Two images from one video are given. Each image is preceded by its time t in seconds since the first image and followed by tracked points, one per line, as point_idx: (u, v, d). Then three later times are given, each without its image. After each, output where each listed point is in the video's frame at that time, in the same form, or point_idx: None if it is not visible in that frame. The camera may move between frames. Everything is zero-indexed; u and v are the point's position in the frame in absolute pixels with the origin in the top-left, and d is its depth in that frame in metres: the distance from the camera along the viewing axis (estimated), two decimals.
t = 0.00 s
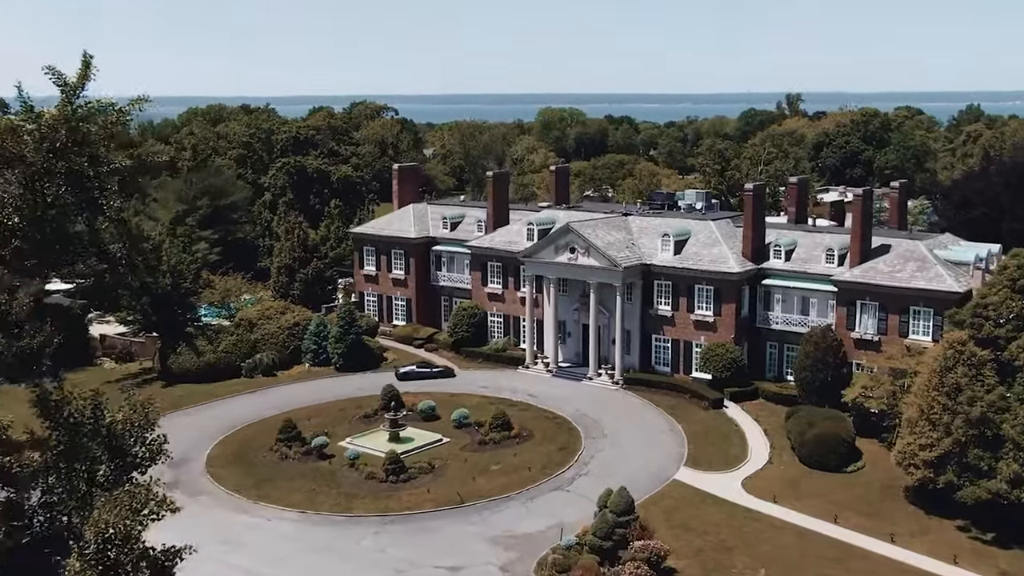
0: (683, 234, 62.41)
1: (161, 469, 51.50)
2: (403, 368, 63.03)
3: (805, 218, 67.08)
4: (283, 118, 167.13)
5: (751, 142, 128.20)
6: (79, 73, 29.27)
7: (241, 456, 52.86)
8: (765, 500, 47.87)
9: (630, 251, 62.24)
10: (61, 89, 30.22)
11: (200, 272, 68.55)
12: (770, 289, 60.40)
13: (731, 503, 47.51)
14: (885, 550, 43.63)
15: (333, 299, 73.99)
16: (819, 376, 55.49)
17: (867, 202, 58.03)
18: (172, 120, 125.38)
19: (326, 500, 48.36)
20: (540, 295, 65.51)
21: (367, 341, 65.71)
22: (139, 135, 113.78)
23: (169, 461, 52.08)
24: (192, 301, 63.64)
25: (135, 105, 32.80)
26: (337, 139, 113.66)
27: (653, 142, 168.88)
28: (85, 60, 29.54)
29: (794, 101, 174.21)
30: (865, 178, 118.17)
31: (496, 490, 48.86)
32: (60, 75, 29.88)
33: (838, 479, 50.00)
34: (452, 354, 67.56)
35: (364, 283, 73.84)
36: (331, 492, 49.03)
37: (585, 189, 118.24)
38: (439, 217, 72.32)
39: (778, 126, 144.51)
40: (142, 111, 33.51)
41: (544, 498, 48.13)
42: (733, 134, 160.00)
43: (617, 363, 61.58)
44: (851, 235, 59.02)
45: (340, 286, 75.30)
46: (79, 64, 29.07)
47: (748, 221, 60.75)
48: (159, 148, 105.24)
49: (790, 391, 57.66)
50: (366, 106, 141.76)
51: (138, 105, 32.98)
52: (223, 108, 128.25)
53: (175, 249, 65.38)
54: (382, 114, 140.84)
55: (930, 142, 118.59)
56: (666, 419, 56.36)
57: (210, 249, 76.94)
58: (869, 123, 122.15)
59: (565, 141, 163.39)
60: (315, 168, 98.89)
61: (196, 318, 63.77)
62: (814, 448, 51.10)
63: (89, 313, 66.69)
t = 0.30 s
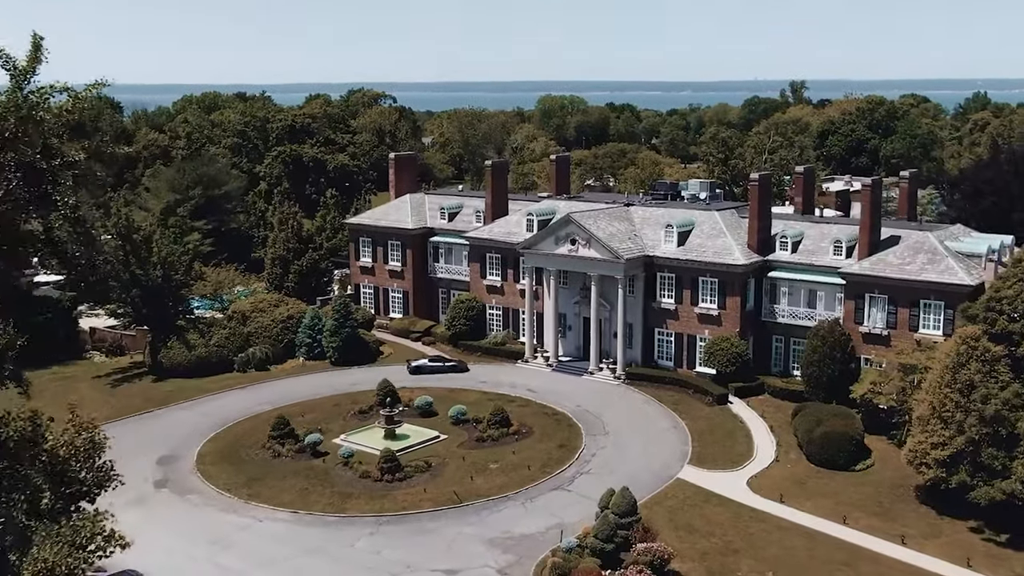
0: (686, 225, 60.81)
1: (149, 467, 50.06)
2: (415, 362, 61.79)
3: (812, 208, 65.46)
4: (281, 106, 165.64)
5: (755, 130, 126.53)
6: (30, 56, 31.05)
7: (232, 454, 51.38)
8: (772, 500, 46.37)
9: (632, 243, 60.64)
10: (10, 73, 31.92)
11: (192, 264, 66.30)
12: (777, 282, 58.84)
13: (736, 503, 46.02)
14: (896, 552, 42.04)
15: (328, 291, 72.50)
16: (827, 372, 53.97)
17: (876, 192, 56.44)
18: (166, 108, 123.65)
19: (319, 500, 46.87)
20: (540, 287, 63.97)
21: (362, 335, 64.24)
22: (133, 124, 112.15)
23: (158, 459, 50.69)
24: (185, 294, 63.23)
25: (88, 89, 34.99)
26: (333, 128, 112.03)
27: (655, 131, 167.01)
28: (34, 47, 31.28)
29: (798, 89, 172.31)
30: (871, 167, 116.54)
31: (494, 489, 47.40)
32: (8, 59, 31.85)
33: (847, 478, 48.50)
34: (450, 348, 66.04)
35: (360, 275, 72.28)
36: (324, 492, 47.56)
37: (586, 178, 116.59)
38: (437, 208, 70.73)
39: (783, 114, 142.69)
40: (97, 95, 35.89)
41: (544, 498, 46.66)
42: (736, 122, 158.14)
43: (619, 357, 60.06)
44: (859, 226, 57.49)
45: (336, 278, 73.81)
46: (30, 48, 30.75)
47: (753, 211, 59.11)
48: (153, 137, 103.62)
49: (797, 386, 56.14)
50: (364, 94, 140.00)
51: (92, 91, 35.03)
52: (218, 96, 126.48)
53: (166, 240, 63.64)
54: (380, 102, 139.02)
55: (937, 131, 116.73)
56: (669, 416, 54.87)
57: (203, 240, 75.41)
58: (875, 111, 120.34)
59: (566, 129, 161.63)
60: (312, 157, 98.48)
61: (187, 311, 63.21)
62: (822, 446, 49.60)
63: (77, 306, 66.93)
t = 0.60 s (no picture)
0: (690, 218, 59.40)
1: (138, 467, 48.80)
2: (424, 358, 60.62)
3: (818, 200, 63.97)
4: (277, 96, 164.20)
5: (758, 120, 124.94)
6: None
7: (223, 453, 50.07)
8: (778, 501, 44.96)
9: (634, 235, 59.22)
10: None
11: (185, 257, 65.03)
12: (782, 276, 57.41)
13: (741, 504, 44.67)
14: (907, 556, 40.63)
15: (324, 284, 71.14)
16: (834, 368, 52.59)
17: (885, 184, 55.01)
18: (160, 98, 122.12)
19: (313, 500, 45.56)
20: (540, 281, 62.56)
21: (358, 329, 62.91)
22: (127, 113, 110.69)
23: (147, 458, 49.41)
24: (179, 287, 61.64)
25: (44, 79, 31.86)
26: (330, 117, 110.58)
27: (657, 120, 165.37)
28: None
29: (801, 78, 170.53)
30: (876, 157, 115.15)
31: (492, 490, 46.06)
32: None
33: (856, 478, 47.11)
34: (448, 343, 64.68)
35: (356, 268, 70.87)
36: (318, 492, 46.24)
37: (586, 168, 115.13)
38: (435, 199, 69.28)
39: (786, 103, 141.10)
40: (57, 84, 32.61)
41: (543, 499, 45.30)
42: (739, 111, 156.54)
43: (620, 353, 58.68)
44: (867, 218, 56.05)
45: (332, 271, 72.45)
46: None
47: (758, 203, 57.62)
48: (146, 127, 102.08)
49: (803, 383, 54.79)
50: (361, 83, 138.44)
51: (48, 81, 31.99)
52: (214, 85, 124.93)
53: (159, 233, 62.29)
54: (378, 91, 137.42)
55: (943, 121, 115.19)
56: (672, 413, 53.50)
57: (196, 232, 73.95)
58: (880, 100, 118.75)
59: (566, 119, 160.02)
60: (308, 147, 97.02)
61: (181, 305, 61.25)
62: (829, 445, 48.20)
63: (66, 299, 65.66)
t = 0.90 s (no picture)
0: (693, 210, 57.93)
1: (126, 467, 47.45)
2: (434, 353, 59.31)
3: (823, 191, 62.42)
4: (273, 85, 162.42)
5: (761, 110, 123.36)
6: None
7: (214, 452, 48.72)
8: (784, 502, 43.56)
9: (636, 228, 57.75)
10: None
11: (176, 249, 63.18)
12: (788, 270, 55.96)
13: (746, 505, 43.25)
14: (920, 560, 39.15)
15: (319, 278, 69.72)
16: (841, 365, 51.22)
17: (895, 175, 53.56)
18: (155, 86, 120.47)
19: (305, 502, 44.22)
20: (540, 275, 61.11)
21: (353, 324, 61.51)
22: (120, 102, 109.14)
23: (136, 458, 48.08)
24: (171, 282, 60.68)
25: None
26: (326, 106, 109.02)
27: (658, 110, 163.62)
28: None
29: (804, 67, 168.73)
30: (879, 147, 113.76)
31: (490, 491, 44.69)
32: None
33: (864, 479, 45.69)
34: (445, 338, 63.29)
35: (351, 261, 69.39)
36: (311, 493, 44.88)
37: (587, 158, 113.59)
38: (432, 190, 67.77)
39: (789, 92, 139.46)
40: None
41: (543, 501, 43.91)
42: (741, 100, 154.83)
43: (622, 349, 57.28)
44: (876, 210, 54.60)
45: (326, 264, 71.02)
46: None
47: (764, 195, 56.08)
48: (140, 117, 100.51)
49: (809, 380, 53.42)
50: (358, 72, 136.71)
51: None
52: (209, 74, 123.26)
53: (151, 224, 60.42)
54: (375, 80, 135.66)
55: (949, 110, 113.62)
56: (675, 411, 52.14)
57: (188, 224, 72.55)
58: (885, 90, 117.23)
59: (567, 108, 158.26)
60: (304, 137, 95.51)
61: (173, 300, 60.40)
62: (837, 445, 46.76)
63: (55, 293, 64.25)
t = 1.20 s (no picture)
0: (697, 202, 56.41)
1: (114, 467, 46.05)
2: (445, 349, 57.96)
3: (830, 183, 60.85)
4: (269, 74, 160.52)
5: (764, 99, 121.77)
6: None
7: (204, 452, 47.33)
8: (791, 504, 42.07)
9: (638, 220, 56.25)
10: None
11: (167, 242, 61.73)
12: (794, 264, 54.47)
13: (752, 507, 41.74)
14: (933, 565, 37.65)
15: (313, 271, 68.24)
16: (849, 362, 49.80)
17: (904, 166, 51.96)
18: (149, 75, 118.81)
19: (297, 504, 42.80)
20: (539, 268, 59.63)
21: (348, 319, 60.06)
22: (114, 91, 107.54)
23: (124, 458, 46.69)
24: (162, 275, 59.55)
25: None
26: (323, 96, 107.42)
27: (660, 99, 161.80)
28: None
29: (808, 55, 166.95)
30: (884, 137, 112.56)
31: (488, 493, 43.27)
32: None
33: (874, 480, 44.22)
34: (442, 333, 61.84)
35: (347, 254, 67.88)
36: (303, 495, 43.46)
37: (588, 148, 111.99)
38: (429, 181, 66.23)
39: (793, 81, 137.80)
40: None
41: (543, 503, 42.48)
42: (744, 89, 153.13)
43: (624, 345, 55.84)
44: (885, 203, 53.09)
45: (321, 257, 69.54)
46: None
47: (769, 187, 54.56)
48: (134, 106, 98.93)
49: (817, 377, 51.99)
50: (355, 60, 134.94)
51: None
52: (204, 62, 121.57)
53: (141, 217, 59.27)
54: (374, 69, 133.93)
55: (956, 99, 111.99)
56: (678, 410, 50.71)
57: (180, 216, 71.07)
58: (891, 79, 115.63)
59: (567, 97, 156.51)
60: (300, 126, 93.95)
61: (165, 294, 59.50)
62: (846, 445, 45.28)
63: (44, 286, 62.81)
